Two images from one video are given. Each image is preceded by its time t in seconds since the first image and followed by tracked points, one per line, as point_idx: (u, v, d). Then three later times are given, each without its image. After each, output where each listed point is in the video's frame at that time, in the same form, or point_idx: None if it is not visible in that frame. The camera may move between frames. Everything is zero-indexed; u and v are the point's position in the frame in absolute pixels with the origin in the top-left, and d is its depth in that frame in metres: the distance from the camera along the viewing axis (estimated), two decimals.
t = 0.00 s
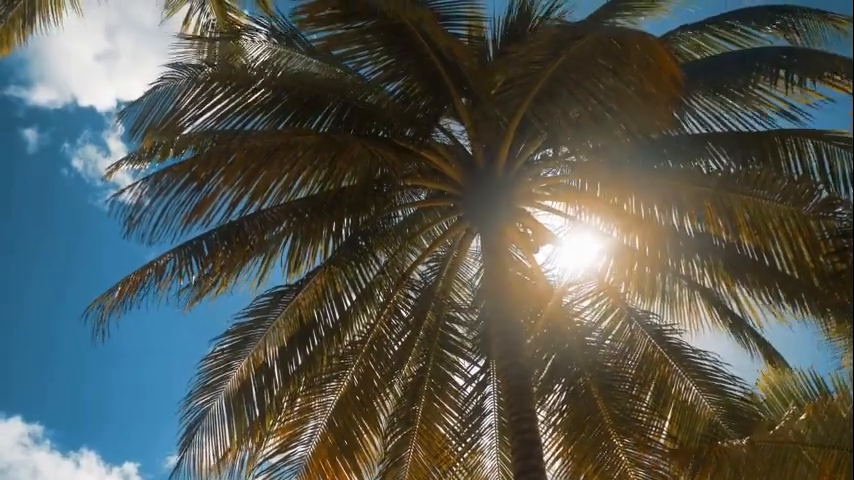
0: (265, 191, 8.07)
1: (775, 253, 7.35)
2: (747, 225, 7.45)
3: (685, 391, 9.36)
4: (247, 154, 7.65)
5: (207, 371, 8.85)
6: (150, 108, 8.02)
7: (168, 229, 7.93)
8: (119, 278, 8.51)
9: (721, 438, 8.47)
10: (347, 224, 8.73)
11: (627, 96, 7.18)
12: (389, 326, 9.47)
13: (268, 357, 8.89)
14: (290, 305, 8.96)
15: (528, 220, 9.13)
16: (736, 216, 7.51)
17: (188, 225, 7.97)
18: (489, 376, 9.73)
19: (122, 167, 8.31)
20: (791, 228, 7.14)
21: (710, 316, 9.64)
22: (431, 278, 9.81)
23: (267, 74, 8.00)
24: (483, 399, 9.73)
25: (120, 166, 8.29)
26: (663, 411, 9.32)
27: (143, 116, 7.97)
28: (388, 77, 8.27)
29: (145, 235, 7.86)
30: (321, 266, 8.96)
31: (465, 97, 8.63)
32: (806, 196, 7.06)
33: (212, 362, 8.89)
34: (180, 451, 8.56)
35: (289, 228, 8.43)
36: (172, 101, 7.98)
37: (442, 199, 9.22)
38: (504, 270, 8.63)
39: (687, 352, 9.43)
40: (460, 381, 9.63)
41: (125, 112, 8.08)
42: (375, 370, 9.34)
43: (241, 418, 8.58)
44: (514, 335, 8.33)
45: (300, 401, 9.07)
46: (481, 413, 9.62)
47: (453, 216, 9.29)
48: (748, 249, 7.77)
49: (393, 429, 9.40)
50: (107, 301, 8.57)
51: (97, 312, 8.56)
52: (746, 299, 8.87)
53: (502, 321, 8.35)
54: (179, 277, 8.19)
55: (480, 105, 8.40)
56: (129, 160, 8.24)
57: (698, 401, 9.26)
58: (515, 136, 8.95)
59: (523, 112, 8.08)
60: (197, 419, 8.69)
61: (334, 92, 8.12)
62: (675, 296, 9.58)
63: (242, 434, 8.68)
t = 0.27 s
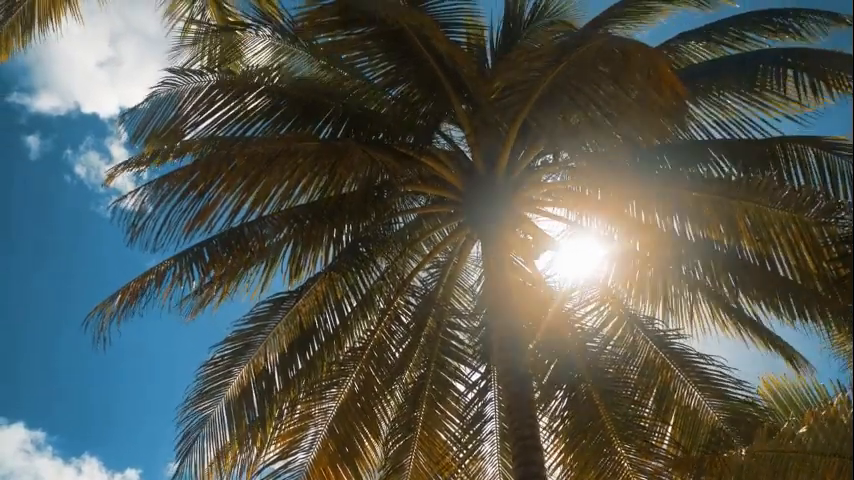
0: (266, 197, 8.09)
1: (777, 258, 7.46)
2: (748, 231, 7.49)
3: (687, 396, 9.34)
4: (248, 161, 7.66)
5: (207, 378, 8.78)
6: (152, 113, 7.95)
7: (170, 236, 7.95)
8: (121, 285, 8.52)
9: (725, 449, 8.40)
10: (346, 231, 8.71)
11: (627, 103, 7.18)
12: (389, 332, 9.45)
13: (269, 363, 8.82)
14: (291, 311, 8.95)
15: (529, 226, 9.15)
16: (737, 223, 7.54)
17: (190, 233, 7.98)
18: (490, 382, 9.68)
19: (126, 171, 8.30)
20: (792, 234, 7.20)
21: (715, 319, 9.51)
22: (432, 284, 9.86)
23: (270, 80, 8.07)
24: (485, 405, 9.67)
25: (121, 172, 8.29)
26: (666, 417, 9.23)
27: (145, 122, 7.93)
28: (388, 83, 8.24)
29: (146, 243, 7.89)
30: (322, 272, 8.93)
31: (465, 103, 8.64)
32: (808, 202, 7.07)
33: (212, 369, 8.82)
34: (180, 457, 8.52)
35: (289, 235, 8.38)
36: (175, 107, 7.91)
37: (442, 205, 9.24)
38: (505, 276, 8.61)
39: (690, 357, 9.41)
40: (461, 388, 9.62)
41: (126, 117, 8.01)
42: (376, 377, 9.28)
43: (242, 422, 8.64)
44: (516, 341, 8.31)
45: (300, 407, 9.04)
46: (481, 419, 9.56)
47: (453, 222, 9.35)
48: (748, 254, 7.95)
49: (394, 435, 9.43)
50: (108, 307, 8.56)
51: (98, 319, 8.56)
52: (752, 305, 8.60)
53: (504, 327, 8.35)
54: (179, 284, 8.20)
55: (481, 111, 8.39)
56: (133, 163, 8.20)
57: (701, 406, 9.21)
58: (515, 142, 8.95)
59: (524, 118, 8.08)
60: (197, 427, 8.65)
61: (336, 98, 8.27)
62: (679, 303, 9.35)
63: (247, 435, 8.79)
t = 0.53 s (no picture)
0: (267, 201, 8.08)
1: (779, 263, 7.37)
2: (751, 235, 7.44)
3: (689, 397, 9.35)
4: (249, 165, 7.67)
5: (207, 382, 8.77)
6: (154, 117, 8.00)
7: (171, 241, 7.98)
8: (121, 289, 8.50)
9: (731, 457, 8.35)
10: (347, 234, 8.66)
11: (627, 107, 7.19)
12: (390, 336, 9.43)
13: (270, 367, 8.85)
14: (292, 316, 8.92)
15: (529, 229, 9.27)
16: (739, 226, 7.49)
17: (191, 237, 7.97)
18: (491, 385, 9.71)
19: (127, 174, 8.28)
20: (794, 238, 7.10)
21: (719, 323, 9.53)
22: (432, 288, 9.80)
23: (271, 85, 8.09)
24: (486, 409, 9.69)
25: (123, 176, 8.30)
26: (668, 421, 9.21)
27: (148, 127, 7.96)
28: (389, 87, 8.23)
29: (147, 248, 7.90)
30: (323, 276, 8.92)
31: (466, 106, 8.63)
32: (808, 205, 7.05)
33: (213, 373, 8.79)
34: (181, 461, 8.55)
35: (290, 239, 8.35)
36: (177, 110, 7.94)
37: (442, 209, 9.22)
38: (506, 279, 8.60)
39: (693, 359, 9.41)
40: (463, 391, 9.62)
41: (129, 121, 8.06)
42: (376, 381, 9.29)
43: (243, 428, 8.59)
44: (517, 345, 8.32)
45: (299, 410, 9.05)
46: (483, 423, 9.58)
47: (453, 227, 9.36)
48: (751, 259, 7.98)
49: (395, 439, 9.44)
50: (108, 311, 8.56)
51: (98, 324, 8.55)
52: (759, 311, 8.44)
53: (504, 331, 8.35)
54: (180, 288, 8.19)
55: (481, 114, 8.42)
56: (134, 166, 8.17)
57: (704, 409, 9.24)
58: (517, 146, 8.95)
59: (524, 122, 8.11)
60: (198, 430, 8.67)
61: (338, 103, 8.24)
62: (683, 309, 9.26)
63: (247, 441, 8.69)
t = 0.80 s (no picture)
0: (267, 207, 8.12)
1: (781, 269, 7.41)
2: (751, 241, 7.44)
3: (690, 404, 9.30)
4: (249, 170, 7.68)
5: (207, 388, 8.79)
6: (155, 126, 7.97)
7: (170, 246, 7.92)
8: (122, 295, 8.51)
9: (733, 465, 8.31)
10: (347, 239, 8.63)
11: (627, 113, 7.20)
12: (390, 342, 9.41)
13: (270, 372, 8.77)
14: (293, 322, 8.90)
15: (530, 236, 9.22)
16: (739, 232, 7.51)
17: (191, 243, 7.99)
18: (492, 392, 9.62)
19: (130, 180, 8.30)
20: (795, 244, 7.13)
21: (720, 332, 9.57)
22: (433, 294, 9.79)
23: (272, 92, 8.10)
24: (487, 416, 9.62)
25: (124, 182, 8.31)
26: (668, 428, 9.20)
27: (148, 136, 7.94)
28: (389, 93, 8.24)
29: (146, 254, 7.88)
30: (323, 283, 8.91)
31: (466, 112, 8.65)
32: (807, 213, 7.08)
33: (213, 379, 8.80)
34: (181, 468, 8.55)
35: (291, 244, 8.34)
36: (177, 118, 7.94)
37: (442, 215, 9.22)
38: (507, 285, 8.61)
39: (696, 365, 9.32)
40: (463, 398, 9.61)
41: (131, 130, 8.06)
42: (377, 387, 9.27)
43: (243, 433, 8.60)
44: (518, 351, 8.31)
45: (299, 417, 9.08)
46: (483, 430, 9.54)
47: (453, 233, 9.38)
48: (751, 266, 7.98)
49: (395, 446, 9.35)
50: (109, 316, 8.54)
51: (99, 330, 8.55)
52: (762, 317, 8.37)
53: (505, 337, 8.34)
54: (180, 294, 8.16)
55: (481, 120, 8.41)
56: (135, 173, 8.21)
57: (706, 415, 9.19)
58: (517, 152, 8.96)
59: (524, 128, 8.13)
60: (199, 437, 8.66)
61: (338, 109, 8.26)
62: (684, 313, 9.21)
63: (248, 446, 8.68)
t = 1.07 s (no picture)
0: (268, 213, 8.14)
1: (781, 278, 7.32)
2: (751, 249, 7.40)
3: (690, 412, 9.28)
4: (251, 177, 7.67)
5: (207, 394, 8.77)
6: (156, 134, 7.88)
7: (171, 252, 7.92)
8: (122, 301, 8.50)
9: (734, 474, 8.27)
10: (348, 247, 8.69)
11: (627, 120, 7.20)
12: (390, 349, 9.39)
13: (270, 379, 8.80)
14: (293, 328, 8.87)
15: (530, 243, 9.11)
16: (739, 240, 7.46)
17: (190, 248, 7.98)
18: (492, 400, 9.68)
19: (130, 189, 8.31)
20: (795, 252, 7.09)
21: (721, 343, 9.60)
22: (433, 301, 9.79)
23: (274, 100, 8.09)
24: (487, 423, 9.64)
25: (125, 190, 8.32)
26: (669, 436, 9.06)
27: (148, 144, 7.83)
28: (391, 100, 8.23)
29: (145, 260, 7.87)
30: (323, 289, 8.85)
31: (467, 119, 8.64)
32: (807, 221, 7.03)
33: (213, 386, 8.76)
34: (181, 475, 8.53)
35: (293, 251, 8.37)
36: (179, 125, 7.86)
37: (443, 222, 9.24)
38: (507, 292, 8.58)
39: (696, 373, 9.32)
40: (463, 405, 9.59)
41: (132, 138, 8.03)
42: (377, 395, 9.26)
43: (243, 440, 8.57)
44: (518, 359, 8.29)
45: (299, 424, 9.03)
46: (483, 438, 9.54)
47: (453, 241, 9.36)
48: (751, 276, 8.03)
49: (394, 453, 9.35)
50: (109, 322, 8.52)
51: (99, 336, 8.52)
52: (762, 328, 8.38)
53: (505, 345, 8.33)
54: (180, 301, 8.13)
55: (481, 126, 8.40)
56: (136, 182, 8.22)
57: (706, 424, 9.12)
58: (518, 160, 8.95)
59: (524, 135, 8.12)
60: (198, 444, 8.64)
61: (338, 116, 8.24)
62: (683, 322, 9.26)
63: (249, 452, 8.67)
